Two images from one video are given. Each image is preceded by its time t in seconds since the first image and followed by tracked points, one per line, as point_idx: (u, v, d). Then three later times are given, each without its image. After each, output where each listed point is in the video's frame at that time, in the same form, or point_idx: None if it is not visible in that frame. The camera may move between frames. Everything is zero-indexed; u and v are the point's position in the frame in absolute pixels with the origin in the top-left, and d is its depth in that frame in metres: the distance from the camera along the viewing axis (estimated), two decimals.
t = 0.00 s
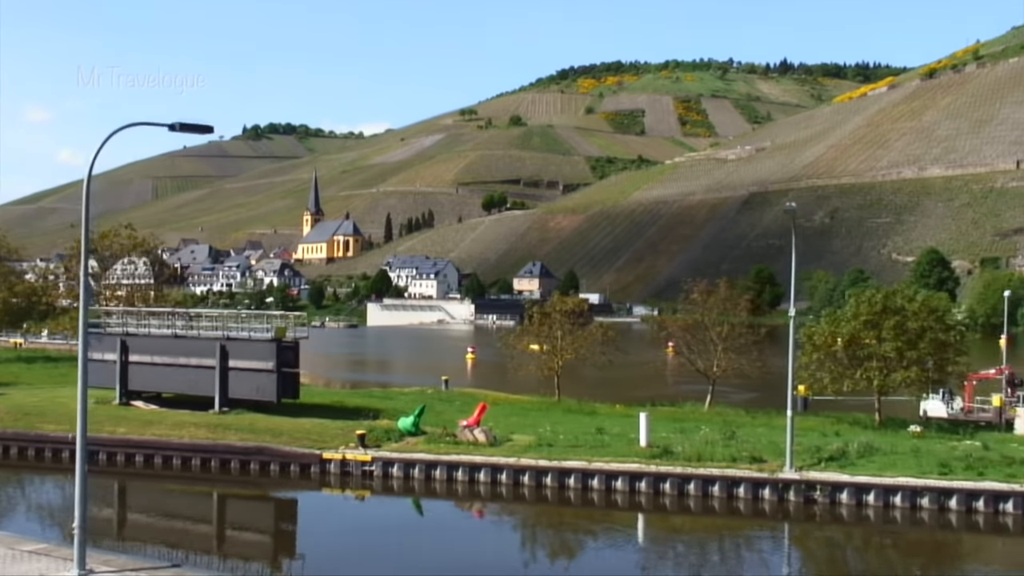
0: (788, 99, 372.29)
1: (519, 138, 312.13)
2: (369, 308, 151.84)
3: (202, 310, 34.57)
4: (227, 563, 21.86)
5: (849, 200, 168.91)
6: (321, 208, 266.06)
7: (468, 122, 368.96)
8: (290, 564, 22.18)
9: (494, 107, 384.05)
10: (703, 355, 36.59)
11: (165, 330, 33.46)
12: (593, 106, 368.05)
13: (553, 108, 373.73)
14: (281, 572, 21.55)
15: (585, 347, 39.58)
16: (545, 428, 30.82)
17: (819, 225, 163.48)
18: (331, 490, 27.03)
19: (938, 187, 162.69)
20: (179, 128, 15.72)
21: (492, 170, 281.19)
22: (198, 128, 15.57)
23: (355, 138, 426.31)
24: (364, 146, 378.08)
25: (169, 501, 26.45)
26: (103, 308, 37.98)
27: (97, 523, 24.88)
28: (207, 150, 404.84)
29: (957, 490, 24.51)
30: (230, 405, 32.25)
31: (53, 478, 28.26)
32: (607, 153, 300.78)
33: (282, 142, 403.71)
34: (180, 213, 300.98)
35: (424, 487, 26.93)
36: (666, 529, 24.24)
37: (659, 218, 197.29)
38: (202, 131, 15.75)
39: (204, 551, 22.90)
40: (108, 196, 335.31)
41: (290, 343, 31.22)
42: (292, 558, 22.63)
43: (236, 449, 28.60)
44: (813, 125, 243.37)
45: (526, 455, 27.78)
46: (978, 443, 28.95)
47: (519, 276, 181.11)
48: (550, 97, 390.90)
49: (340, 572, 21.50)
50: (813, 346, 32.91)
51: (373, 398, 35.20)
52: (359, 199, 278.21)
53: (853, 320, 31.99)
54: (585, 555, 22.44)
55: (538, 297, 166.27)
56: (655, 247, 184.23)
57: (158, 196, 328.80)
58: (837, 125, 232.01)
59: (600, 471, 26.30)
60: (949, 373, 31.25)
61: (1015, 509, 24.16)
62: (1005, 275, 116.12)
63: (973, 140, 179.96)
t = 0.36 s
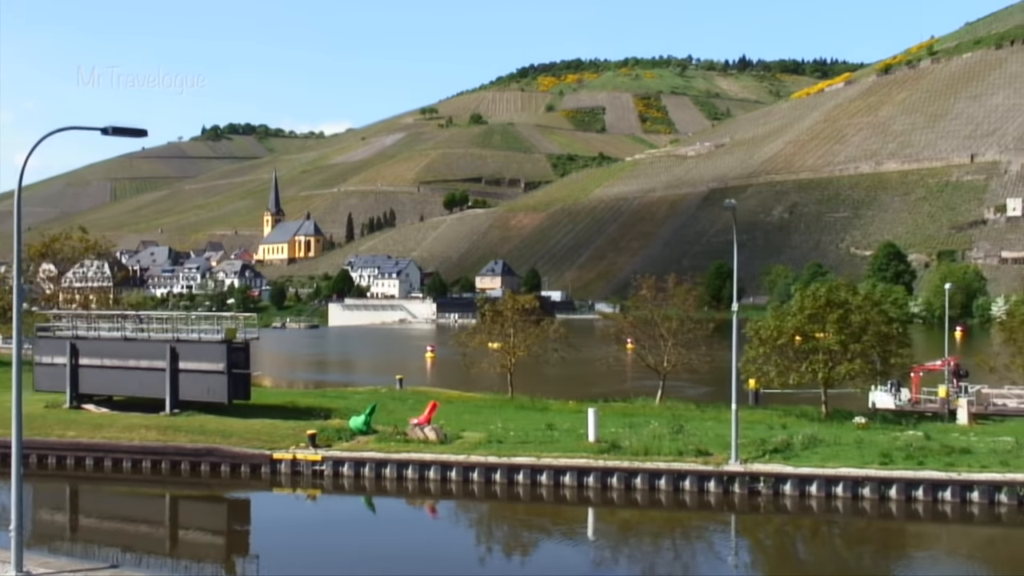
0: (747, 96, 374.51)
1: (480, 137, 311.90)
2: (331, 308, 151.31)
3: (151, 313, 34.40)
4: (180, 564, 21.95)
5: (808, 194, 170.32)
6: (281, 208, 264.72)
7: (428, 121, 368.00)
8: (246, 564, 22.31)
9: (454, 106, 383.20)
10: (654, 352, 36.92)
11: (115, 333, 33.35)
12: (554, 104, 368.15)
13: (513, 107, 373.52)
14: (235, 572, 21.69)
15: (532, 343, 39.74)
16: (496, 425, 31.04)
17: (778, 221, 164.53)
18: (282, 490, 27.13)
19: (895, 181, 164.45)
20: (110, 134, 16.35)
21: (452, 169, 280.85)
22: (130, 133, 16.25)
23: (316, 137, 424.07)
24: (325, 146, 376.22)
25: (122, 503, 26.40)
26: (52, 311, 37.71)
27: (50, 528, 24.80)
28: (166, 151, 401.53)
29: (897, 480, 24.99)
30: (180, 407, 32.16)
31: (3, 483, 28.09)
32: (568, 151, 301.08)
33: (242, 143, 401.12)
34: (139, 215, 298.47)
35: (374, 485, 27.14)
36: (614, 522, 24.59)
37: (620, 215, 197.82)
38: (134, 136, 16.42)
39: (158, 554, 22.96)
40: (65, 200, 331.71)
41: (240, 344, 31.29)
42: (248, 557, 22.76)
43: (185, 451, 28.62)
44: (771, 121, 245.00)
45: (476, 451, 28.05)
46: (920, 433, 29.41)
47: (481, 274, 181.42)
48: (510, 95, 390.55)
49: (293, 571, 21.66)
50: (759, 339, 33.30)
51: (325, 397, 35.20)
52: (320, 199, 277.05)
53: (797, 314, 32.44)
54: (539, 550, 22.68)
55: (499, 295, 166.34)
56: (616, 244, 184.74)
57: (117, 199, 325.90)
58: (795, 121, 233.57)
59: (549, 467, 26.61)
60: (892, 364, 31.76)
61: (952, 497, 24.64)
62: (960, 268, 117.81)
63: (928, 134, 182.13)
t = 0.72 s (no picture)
0: (712, 95, 376.40)
1: (447, 138, 311.78)
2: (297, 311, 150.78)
3: (107, 318, 34.37)
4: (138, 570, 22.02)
5: (772, 193, 171.63)
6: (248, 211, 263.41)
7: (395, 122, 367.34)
8: (204, 568, 22.40)
9: (421, 107, 382.59)
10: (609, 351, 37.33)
11: (70, 338, 33.29)
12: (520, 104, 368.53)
13: (480, 108, 373.44)
14: None
15: (486, 343, 39.93)
16: (451, 426, 31.30)
17: (742, 219, 165.55)
18: (237, 493, 27.24)
19: (857, 179, 165.91)
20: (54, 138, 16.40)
21: (419, 170, 280.64)
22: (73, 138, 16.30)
23: (282, 140, 422.23)
24: (291, 148, 374.79)
25: (76, 510, 26.38)
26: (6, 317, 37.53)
27: (4, 534, 24.76)
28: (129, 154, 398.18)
29: (842, 474, 25.48)
30: (136, 411, 32.18)
31: None
32: (535, 151, 301.58)
33: (208, 146, 399.05)
34: (104, 219, 296.18)
35: (329, 486, 27.31)
36: (569, 520, 24.88)
37: (587, 215, 198.21)
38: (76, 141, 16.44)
39: (115, 559, 23.00)
40: (29, 205, 328.50)
41: (195, 347, 31.37)
42: (205, 561, 22.86)
43: (140, 455, 28.65)
44: (736, 120, 246.23)
45: (430, 452, 28.33)
46: (867, 428, 29.93)
47: (448, 277, 181.97)
48: (477, 96, 390.45)
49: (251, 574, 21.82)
50: (711, 338, 33.74)
51: (283, 400, 35.27)
52: (286, 202, 276.06)
53: (748, 311, 32.94)
54: (497, 550, 22.94)
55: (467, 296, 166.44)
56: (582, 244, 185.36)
57: (81, 202, 323.35)
58: (759, 120, 235.12)
59: (502, 467, 26.92)
60: (842, 360, 32.30)
61: (897, 491, 25.17)
62: (921, 265, 119.27)
63: (889, 132, 183.92)
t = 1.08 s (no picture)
0: (677, 96, 378.50)
1: (413, 140, 311.34)
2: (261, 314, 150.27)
3: (60, 321, 34.31)
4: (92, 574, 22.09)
5: (736, 193, 172.75)
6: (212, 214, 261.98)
7: (361, 123, 365.99)
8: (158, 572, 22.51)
9: (387, 108, 381.59)
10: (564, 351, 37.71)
11: (21, 342, 33.20)
12: (487, 105, 368.42)
13: (447, 109, 373.10)
14: None
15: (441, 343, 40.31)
16: (406, 426, 31.62)
17: (707, 220, 166.55)
18: (189, 495, 27.38)
19: (819, 179, 167.34)
20: None
21: (386, 171, 280.16)
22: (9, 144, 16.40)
23: (248, 141, 419.82)
24: (257, 149, 372.95)
25: (29, 514, 26.37)
26: None
27: None
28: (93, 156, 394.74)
29: (786, 471, 25.92)
30: (89, 415, 32.18)
31: None
32: (501, 152, 301.81)
33: (173, 148, 396.20)
34: (67, 222, 293.58)
35: (281, 488, 27.51)
36: (518, 519, 25.20)
37: (553, 215, 198.50)
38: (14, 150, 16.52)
39: (68, 564, 23.03)
40: None
41: (148, 351, 31.47)
42: (158, 565, 22.96)
43: (92, 459, 28.69)
44: (700, 121, 247.45)
45: (382, 453, 28.56)
46: (814, 425, 30.46)
47: (415, 278, 179.15)
48: (443, 97, 390.00)
49: None
50: (663, 338, 34.17)
51: (239, 403, 35.33)
52: (252, 204, 274.78)
53: (698, 312, 33.41)
54: (452, 549, 23.22)
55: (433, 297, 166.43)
56: (548, 244, 185.71)
57: (43, 206, 320.32)
58: (723, 120, 236.53)
59: (452, 467, 27.21)
60: (792, 358, 32.73)
61: (839, 487, 25.64)
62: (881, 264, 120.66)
63: (850, 133, 185.78)
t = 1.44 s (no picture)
0: (641, 97, 379.97)
1: (377, 141, 310.54)
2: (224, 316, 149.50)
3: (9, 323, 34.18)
4: None
5: (698, 194, 173.74)
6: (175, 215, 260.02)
7: (326, 123, 364.34)
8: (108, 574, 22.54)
9: (352, 108, 380.18)
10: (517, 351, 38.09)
11: None
12: (452, 106, 367.95)
13: (412, 109, 372.36)
14: None
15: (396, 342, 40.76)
16: (357, 427, 31.90)
17: (670, 220, 167.42)
18: (138, 498, 27.41)
19: (780, 180, 168.57)
20: None
21: (350, 173, 279.34)
22: None
23: (212, 142, 417.14)
24: (220, 150, 370.66)
25: None
26: None
27: None
28: (53, 157, 390.63)
29: (729, 469, 26.36)
30: (37, 417, 32.05)
31: None
32: (467, 153, 301.75)
33: (135, 148, 393.07)
34: (27, 224, 290.49)
35: (229, 490, 27.60)
36: (469, 517, 25.42)
37: (517, 216, 198.78)
38: None
39: (17, 569, 22.97)
40: None
41: (98, 354, 31.58)
42: (108, 568, 22.95)
43: (40, 462, 28.63)
44: (664, 122, 248.55)
45: (332, 453, 28.79)
46: (761, 423, 30.92)
47: (379, 279, 178.77)
48: (408, 98, 389.22)
49: None
50: (614, 337, 34.48)
51: (193, 405, 35.36)
52: (215, 205, 273.29)
53: (648, 312, 33.79)
54: (405, 549, 23.45)
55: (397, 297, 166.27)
56: (513, 245, 185.68)
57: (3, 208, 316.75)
58: (687, 121, 237.76)
59: (401, 467, 27.45)
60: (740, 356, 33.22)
61: (782, 483, 26.07)
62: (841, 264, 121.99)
63: (811, 134, 187.40)
